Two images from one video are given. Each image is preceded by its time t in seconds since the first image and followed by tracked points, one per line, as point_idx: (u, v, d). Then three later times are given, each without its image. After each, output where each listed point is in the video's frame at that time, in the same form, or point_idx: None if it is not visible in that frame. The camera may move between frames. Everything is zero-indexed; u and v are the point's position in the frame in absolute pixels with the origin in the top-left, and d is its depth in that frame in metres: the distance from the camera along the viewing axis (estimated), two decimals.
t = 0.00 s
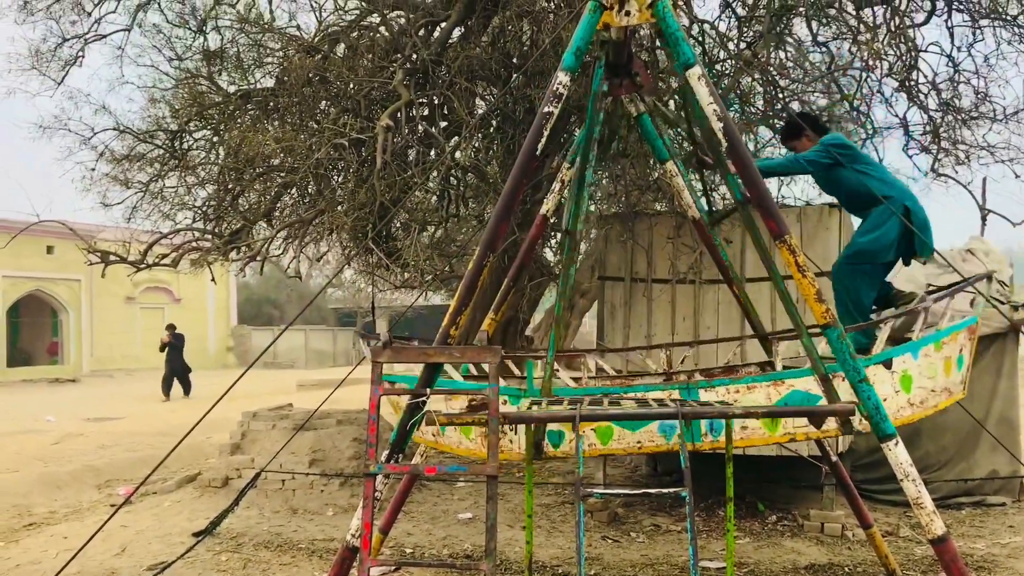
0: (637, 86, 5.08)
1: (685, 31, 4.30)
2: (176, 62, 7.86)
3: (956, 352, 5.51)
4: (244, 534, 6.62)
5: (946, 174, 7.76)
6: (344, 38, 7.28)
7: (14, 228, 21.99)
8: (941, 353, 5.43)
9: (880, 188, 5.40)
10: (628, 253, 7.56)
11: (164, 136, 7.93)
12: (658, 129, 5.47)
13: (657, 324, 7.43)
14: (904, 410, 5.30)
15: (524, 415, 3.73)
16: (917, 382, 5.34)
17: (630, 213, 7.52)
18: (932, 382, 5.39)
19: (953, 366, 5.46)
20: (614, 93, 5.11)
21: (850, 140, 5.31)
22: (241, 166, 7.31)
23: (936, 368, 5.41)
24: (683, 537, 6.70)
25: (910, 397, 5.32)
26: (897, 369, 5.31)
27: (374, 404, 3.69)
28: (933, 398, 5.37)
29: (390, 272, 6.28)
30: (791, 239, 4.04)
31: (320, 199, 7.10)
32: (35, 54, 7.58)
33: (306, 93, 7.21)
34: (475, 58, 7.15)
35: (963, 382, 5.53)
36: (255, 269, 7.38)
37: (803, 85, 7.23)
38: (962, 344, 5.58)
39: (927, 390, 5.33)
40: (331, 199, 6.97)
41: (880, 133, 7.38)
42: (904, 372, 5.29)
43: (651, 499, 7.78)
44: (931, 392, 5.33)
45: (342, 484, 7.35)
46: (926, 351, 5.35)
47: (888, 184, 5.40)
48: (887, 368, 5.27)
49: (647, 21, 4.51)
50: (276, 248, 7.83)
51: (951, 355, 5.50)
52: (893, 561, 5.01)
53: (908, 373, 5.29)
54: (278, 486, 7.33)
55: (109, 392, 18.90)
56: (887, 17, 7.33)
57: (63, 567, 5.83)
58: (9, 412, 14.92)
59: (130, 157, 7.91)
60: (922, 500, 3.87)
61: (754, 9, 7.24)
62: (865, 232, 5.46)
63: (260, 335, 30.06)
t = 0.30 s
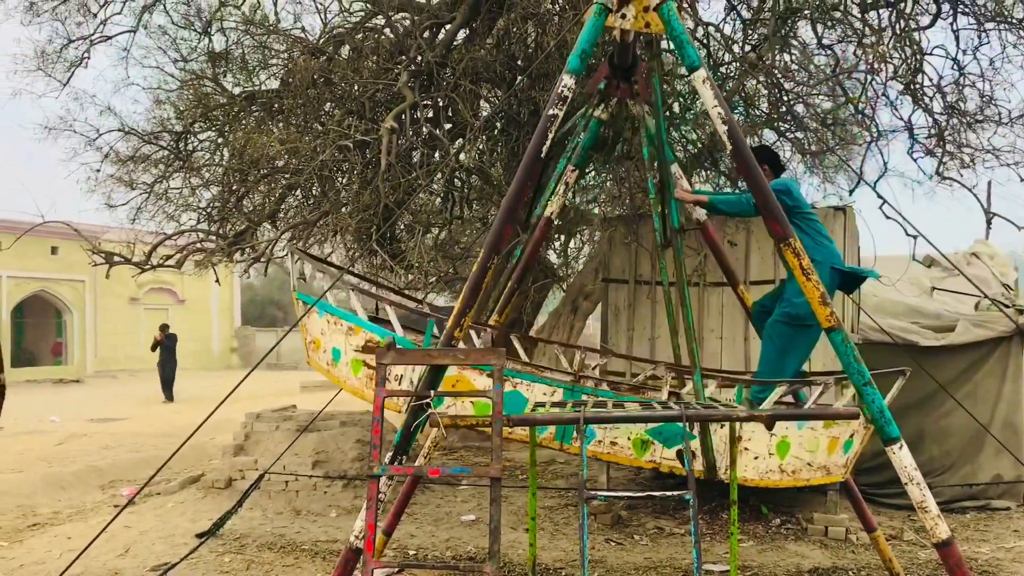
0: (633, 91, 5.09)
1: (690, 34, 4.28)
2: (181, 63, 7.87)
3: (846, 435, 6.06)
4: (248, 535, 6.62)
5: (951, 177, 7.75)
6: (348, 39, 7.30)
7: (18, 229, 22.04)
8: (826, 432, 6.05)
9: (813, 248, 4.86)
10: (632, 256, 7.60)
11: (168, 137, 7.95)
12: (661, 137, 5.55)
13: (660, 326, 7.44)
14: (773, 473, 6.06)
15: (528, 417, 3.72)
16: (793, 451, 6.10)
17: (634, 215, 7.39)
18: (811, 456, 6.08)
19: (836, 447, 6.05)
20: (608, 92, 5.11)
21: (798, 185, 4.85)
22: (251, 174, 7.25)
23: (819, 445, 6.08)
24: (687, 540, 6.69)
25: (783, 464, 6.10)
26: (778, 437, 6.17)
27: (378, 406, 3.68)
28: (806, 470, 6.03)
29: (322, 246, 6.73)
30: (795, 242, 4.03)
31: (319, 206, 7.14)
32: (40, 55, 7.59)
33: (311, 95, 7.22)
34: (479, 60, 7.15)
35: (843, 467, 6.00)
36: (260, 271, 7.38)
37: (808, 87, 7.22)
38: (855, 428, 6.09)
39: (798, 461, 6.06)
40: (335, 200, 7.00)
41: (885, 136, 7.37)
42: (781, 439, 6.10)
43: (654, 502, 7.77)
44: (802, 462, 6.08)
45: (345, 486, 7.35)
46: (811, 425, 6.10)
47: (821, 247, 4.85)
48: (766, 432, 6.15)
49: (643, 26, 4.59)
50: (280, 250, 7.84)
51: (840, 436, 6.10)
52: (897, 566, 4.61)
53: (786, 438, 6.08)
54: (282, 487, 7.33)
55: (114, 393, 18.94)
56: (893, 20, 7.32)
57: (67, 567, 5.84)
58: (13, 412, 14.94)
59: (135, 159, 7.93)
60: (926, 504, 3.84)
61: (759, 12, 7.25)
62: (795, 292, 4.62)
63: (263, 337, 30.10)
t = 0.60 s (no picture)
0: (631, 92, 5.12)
1: (694, 36, 4.27)
2: (185, 64, 7.88)
3: (725, 479, 5.90)
4: (249, 536, 6.62)
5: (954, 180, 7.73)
6: (352, 41, 7.31)
7: (22, 228, 22.08)
8: (708, 470, 5.89)
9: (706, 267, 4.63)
10: (635, 259, 7.58)
11: (172, 137, 7.95)
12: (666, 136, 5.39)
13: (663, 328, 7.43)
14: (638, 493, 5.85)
15: (530, 419, 3.72)
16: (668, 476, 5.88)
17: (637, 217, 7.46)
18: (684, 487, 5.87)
19: (713, 487, 5.87)
20: (605, 89, 5.18)
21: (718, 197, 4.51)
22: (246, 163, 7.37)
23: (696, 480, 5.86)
24: (689, 543, 6.68)
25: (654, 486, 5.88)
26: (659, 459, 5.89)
27: (380, 407, 3.69)
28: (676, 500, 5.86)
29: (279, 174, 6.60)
30: (798, 244, 4.03)
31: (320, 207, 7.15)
32: (45, 56, 7.60)
33: (315, 96, 7.21)
34: (482, 62, 7.16)
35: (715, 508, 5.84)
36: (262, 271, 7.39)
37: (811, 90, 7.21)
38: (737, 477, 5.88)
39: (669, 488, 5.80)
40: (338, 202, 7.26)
41: (888, 139, 7.37)
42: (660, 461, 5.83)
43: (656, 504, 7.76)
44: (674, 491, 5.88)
45: (347, 487, 7.36)
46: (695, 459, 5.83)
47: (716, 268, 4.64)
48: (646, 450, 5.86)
49: (637, 28, 4.58)
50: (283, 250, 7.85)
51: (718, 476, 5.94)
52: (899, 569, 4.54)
53: (664, 464, 5.82)
54: (283, 488, 7.35)
55: (116, 393, 18.96)
56: (897, 23, 7.32)
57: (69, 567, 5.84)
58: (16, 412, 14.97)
59: (139, 159, 7.94)
60: (929, 507, 3.83)
61: (762, 14, 7.24)
62: (681, 302, 4.56)
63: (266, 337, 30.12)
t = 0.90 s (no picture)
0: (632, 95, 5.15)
1: (696, 39, 4.27)
2: (188, 66, 7.89)
3: (661, 488, 5.72)
4: (251, 537, 6.62)
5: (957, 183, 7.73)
6: (355, 42, 7.31)
7: (24, 229, 22.11)
8: (644, 477, 5.74)
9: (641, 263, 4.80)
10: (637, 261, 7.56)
11: (175, 138, 7.96)
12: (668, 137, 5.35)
13: (665, 331, 7.42)
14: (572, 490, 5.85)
15: (532, 421, 3.72)
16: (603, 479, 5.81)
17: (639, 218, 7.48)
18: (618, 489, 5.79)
19: (648, 494, 5.74)
20: (606, 89, 5.19)
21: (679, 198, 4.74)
22: (252, 159, 7.49)
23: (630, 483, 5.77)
24: (690, 545, 6.68)
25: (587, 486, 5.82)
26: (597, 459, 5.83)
27: (382, 409, 3.68)
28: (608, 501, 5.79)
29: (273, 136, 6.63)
30: (800, 247, 4.02)
31: (319, 204, 7.15)
32: (48, 57, 7.61)
33: (317, 97, 7.23)
34: (485, 64, 7.17)
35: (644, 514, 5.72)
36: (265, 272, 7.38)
37: (814, 93, 7.20)
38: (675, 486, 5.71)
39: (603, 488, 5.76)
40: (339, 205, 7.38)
41: (891, 142, 7.36)
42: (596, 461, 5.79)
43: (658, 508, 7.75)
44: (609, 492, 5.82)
45: (349, 488, 7.38)
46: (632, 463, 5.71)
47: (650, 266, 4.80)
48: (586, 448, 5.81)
49: (634, 32, 4.69)
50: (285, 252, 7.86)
51: (656, 483, 5.78)
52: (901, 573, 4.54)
53: (601, 465, 5.79)
54: (285, 489, 7.36)
55: (119, 394, 18.99)
56: (899, 25, 7.32)
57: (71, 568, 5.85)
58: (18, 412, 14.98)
59: (142, 160, 7.95)
60: (931, 511, 3.83)
61: (764, 17, 7.25)
62: (614, 290, 4.75)
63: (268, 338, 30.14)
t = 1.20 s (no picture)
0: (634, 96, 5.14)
1: (698, 40, 4.27)
2: (190, 67, 7.89)
3: (682, 490, 5.81)
4: (253, 539, 6.62)
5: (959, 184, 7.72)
6: (357, 44, 7.32)
7: (27, 231, 22.13)
8: (665, 479, 5.82)
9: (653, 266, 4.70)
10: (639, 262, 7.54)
11: (177, 140, 7.96)
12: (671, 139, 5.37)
13: (667, 333, 7.41)
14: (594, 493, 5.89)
15: (534, 423, 3.71)
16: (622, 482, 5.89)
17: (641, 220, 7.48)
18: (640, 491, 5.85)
19: (670, 495, 5.83)
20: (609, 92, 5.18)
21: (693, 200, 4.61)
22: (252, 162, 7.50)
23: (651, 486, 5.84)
24: (693, 547, 6.67)
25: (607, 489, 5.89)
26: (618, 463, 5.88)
27: (384, 410, 3.67)
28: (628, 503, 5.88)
29: (278, 150, 6.63)
30: (803, 249, 4.02)
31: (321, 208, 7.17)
32: (50, 59, 7.61)
33: (319, 99, 7.23)
34: (487, 65, 7.18)
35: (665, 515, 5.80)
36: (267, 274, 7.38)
37: (816, 94, 7.19)
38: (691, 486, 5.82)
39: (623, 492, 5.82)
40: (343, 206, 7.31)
41: (893, 143, 7.36)
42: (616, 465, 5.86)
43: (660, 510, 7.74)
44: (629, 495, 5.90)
45: (350, 490, 7.36)
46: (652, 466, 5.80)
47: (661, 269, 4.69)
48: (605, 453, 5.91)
49: (637, 33, 4.68)
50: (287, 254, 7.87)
51: (676, 485, 5.86)
52: None
53: (621, 469, 5.85)
54: (287, 491, 7.34)
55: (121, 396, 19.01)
56: (901, 27, 7.32)
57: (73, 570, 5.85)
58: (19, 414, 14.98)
59: (144, 161, 7.95)
60: (934, 512, 3.83)
61: (766, 18, 7.25)
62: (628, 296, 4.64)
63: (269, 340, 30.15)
